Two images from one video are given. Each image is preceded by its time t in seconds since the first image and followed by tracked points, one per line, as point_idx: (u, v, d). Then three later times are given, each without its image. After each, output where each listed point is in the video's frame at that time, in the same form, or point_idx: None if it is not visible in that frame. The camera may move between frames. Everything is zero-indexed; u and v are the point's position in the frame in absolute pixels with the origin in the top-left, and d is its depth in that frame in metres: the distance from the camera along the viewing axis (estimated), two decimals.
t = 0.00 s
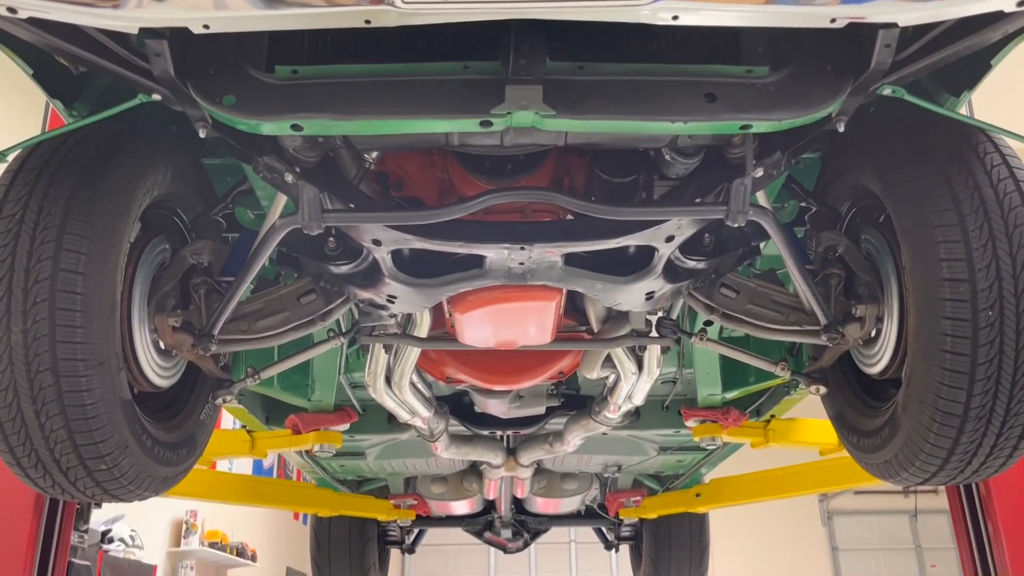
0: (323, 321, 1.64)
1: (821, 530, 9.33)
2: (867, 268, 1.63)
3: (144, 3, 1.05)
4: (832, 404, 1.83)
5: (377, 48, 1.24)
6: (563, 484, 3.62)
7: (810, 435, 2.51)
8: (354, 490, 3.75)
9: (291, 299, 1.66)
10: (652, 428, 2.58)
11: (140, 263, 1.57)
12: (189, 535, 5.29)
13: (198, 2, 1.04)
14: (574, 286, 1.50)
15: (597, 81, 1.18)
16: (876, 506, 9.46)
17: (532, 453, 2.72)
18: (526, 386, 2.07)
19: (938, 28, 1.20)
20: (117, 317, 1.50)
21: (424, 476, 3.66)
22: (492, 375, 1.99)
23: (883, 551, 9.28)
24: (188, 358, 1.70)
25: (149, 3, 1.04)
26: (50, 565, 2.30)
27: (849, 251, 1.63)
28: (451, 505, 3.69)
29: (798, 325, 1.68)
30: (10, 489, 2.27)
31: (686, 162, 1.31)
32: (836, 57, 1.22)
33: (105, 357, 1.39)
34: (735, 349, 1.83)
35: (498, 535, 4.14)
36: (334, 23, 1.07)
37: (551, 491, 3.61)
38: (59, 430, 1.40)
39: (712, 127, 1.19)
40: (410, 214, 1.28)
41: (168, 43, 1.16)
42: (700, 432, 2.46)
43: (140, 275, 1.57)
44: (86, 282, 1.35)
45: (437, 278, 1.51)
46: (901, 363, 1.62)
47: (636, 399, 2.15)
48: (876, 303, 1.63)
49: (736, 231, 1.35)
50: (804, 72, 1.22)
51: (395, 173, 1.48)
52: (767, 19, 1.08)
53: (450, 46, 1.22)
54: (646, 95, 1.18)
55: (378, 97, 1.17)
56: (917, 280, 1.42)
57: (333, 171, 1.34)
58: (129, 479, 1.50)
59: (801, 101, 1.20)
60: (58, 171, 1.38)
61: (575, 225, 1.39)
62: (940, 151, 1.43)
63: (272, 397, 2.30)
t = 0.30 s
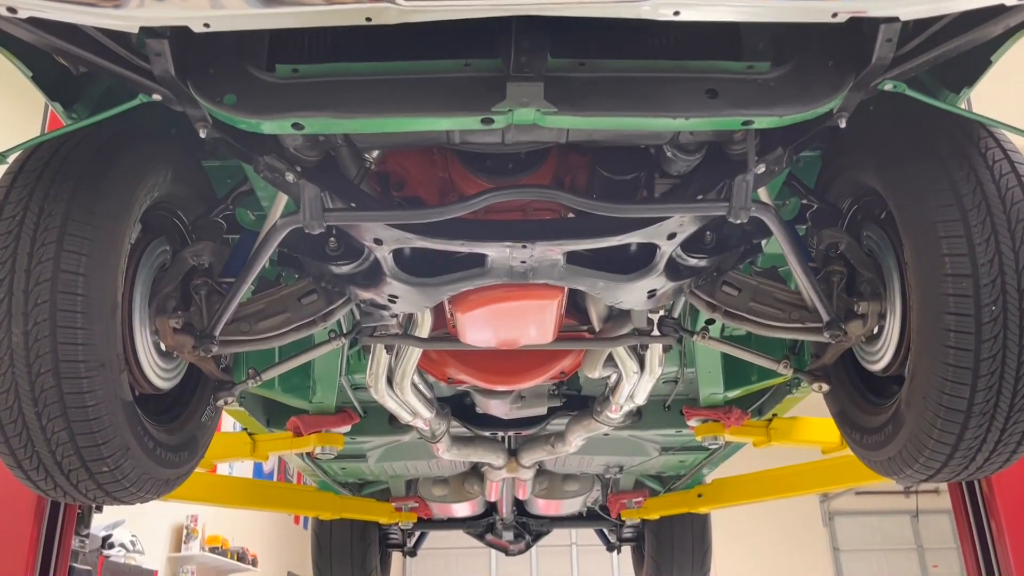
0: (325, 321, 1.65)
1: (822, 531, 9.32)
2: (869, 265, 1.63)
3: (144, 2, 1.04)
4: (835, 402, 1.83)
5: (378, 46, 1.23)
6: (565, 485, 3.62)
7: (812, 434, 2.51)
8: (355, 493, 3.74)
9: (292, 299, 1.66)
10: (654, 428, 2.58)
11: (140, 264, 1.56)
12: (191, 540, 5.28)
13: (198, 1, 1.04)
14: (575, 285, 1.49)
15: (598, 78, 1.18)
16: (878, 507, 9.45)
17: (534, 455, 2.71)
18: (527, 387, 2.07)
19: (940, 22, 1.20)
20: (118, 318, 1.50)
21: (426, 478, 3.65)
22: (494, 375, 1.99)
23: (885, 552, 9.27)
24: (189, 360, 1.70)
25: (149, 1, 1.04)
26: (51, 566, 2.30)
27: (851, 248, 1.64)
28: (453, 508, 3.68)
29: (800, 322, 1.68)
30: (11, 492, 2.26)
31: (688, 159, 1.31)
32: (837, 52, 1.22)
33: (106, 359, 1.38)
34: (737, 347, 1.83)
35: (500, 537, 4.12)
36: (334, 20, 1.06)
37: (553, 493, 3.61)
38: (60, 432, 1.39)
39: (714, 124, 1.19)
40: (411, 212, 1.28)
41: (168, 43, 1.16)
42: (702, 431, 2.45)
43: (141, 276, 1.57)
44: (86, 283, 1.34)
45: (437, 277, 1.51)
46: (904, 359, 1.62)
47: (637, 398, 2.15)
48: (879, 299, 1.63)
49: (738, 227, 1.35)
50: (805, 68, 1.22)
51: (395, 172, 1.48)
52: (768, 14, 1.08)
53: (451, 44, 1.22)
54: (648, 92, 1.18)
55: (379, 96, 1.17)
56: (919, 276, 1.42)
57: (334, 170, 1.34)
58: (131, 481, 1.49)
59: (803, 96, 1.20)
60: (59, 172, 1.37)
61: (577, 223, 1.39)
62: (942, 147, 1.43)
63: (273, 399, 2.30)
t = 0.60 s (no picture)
0: (322, 316, 1.64)
1: (824, 530, 9.30)
2: (869, 255, 1.63)
3: None
4: (835, 393, 1.83)
5: (373, 35, 1.23)
6: (566, 483, 3.61)
7: (813, 427, 2.50)
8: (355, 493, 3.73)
9: (289, 294, 1.65)
10: (654, 423, 2.57)
11: (136, 260, 1.55)
12: (192, 544, 5.26)
13: None
14: (574, 276, 1.48)
15: (595, 65, 1.17)
16: (879, 505, 9.44)
17: (534, 452, 2.70)
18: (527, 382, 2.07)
19: (938, 6, 1.19)
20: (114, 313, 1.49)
21: (426, 478, 3.64)
22: (493, 370, 1.98)
23: (887, 550, 9.25)
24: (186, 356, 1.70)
25: None
26: (50, 567, 2.29)
27: (851, 238, 1.63)
28: (453, 507, 3.67)
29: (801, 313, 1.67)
30: (9, 495, 2.25)
31: (686, 146, 1.30)
32: (836, 37, 1.21)
33: (102, 353, 1.37)
34: (737, 339, 1.82)
35: (501, 537, 4.11)
36: (328, 7, 1.05)
37: (554, 491, 3.60)
38: (56, 427, 1.38)
39: (712, 110, 1.18)
40: (407, 203, 1.27)
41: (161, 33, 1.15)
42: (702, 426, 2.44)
43: (137, 270, 1.56)
44: (81, 277, 1.34)
45: (435, 269, 1.50)
46: (904, 349, 1.62)
47: (637, 393, 2.14)
48: (879, 289, 1.62)
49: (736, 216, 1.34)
50: (803, 54, 1.21)
51: (393, 166, 1.47)
52: None
53: (447, 31, 1.21)
54: (645, 79, 1.17)
55: (375, 84, 1.16)
56: (919, 263, 1.41)
57: (330, 161, 1.33)
58: (128, 477, 1.49)
59: (801, 82, 1.19)
60: (53, 166, 1.37)
61: (574, 212, 1.38)
62: (942, 134, 1.42)
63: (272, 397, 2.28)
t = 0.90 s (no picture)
0: (316, 306, 1.61)
1: (826, 530, 9.25)
2: (870, 239, 1.60)
3: None
4: (836, 381, 1.81)
5: (363, 13, 1.20)
6: (566, 481, 3.59)
7: (814, 419, 2.47)
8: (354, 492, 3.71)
9: (282, 283, 1.63)
10: (653, 417, 2.55)
11: (125, 250, 1.53)
12: (192, 548, 5.23)
13: None
14: (569, 261, 1.46)
15: (589, 41, 1.15)
16: (880, 504, 9.40)
17: (532, 447, 2.68)
18: (524, 374, 2.04)
19: None
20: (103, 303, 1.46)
21: (425, 476, 3.61)
22: (490, 362, 1.96)
23: (889, 549, 9.20)
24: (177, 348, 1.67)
25: None
26: (45, 567, 2.27)
27: (851, 223, 1.61)
28: (452, 506, 3.64)
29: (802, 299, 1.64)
30: (2, 495, 2.22)
31: (683, 126, 1.27)
32: (833, 12, 1.20)
33: (90, 342, 1.35)
34: (736, 327, 1.79)
35: (501, 536, 4.08)
36: None
37: (553, 489, 3.57)
38: (43, 419, 1.36)
39: (709, 86, 1.16)
40: (399, 184, 1.24)
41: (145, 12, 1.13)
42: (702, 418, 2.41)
43: (126, 262, 1.53)
44: (68, 265, 1.31)
45: (428, 256, 1.47)
46: (906, 334, 1.59)
47: (636, 384, 2.12)
48: (879, 273, 1.60)
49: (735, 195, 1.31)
50: (801, 29, 1.19)
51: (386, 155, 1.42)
52: None
53: (438, 9, 1.19)
54: (640, 54, 1.15)
55: (364, 62, 1.14)
56: (921, 244, 1.39)
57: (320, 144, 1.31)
58: (118, 470, 1.46)
59: (799, 58, 1.17)
60: (38, 152, 1.34)
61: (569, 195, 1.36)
62: (943, 114, 1.40)
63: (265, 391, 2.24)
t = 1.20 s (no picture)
0: (306, 292, 1.56)
1: (829, 529, 9.19)
2: (877, 218, 1.56)
3: None
4: (844, 366, 1.77)
5: None
6: (566, 478, 3.54)
7: (819, 410, 2.42)
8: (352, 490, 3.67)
9: (272, 270, 1.57)
10: (655, 409, 2.50)
11: (109, 235, 1.49)
12: (190, 551, 5.18)
13: None
14: (568, 242, 1.41)
15: (585, 7, 1.10)
16: (883, 502, 9.33)
17: (532, 442, 2.62)
18: (522, 364, 2.00)
19: None
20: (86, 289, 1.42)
21: (423, 474, 3.56)
22: (487, 352, 1.92)
23: (892, 548, 9.14)
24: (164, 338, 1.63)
25: None
26: (36, 567, 2.23)
27: (856, 202, 1.57)
28: (452, 505, 3.58)
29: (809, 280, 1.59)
30: None
31: (685, 96, 1.22)
32: None
33: (70, 327, 1.30)
34: (740, 312, 1.74)
35: (501, 535, 4.06)
36: None
37: (554, 486, 3.53)
38: (22, 407, 1.31)
39: (710, 52, 1.11)
40: (390, 159, 1.19)
41: None
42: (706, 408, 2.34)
43: (109, 246, 1.48)
44: (46, 246, 1.26)
45: (423, 237, 1.41)
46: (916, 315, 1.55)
47: (637, 373, 2.07)
48: (888, 253, 1.55)
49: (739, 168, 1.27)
50: None
51: (379, 136, 1.36)
52: None
53: None
54: (638, 20, 1.10)
55: (351, 30, 1.09)
56: (931, 219, 1.34)
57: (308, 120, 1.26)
58: (102, 461, 1.42)
59: (803, 22, 1.12)
60: (16, 132, 1.30)
61: (566, 171, 1.31)
62: (951, 85, 1.36)
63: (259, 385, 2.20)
